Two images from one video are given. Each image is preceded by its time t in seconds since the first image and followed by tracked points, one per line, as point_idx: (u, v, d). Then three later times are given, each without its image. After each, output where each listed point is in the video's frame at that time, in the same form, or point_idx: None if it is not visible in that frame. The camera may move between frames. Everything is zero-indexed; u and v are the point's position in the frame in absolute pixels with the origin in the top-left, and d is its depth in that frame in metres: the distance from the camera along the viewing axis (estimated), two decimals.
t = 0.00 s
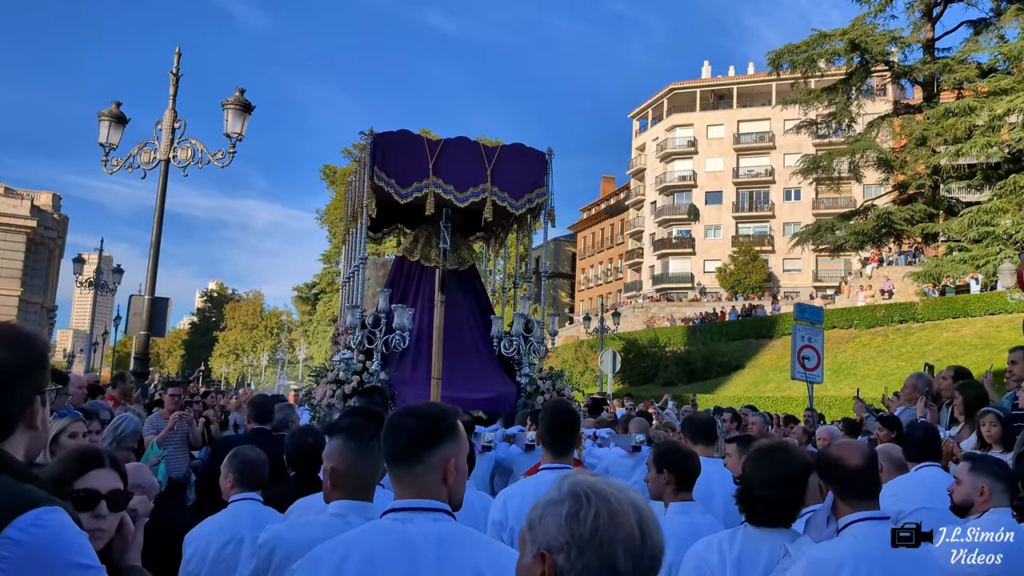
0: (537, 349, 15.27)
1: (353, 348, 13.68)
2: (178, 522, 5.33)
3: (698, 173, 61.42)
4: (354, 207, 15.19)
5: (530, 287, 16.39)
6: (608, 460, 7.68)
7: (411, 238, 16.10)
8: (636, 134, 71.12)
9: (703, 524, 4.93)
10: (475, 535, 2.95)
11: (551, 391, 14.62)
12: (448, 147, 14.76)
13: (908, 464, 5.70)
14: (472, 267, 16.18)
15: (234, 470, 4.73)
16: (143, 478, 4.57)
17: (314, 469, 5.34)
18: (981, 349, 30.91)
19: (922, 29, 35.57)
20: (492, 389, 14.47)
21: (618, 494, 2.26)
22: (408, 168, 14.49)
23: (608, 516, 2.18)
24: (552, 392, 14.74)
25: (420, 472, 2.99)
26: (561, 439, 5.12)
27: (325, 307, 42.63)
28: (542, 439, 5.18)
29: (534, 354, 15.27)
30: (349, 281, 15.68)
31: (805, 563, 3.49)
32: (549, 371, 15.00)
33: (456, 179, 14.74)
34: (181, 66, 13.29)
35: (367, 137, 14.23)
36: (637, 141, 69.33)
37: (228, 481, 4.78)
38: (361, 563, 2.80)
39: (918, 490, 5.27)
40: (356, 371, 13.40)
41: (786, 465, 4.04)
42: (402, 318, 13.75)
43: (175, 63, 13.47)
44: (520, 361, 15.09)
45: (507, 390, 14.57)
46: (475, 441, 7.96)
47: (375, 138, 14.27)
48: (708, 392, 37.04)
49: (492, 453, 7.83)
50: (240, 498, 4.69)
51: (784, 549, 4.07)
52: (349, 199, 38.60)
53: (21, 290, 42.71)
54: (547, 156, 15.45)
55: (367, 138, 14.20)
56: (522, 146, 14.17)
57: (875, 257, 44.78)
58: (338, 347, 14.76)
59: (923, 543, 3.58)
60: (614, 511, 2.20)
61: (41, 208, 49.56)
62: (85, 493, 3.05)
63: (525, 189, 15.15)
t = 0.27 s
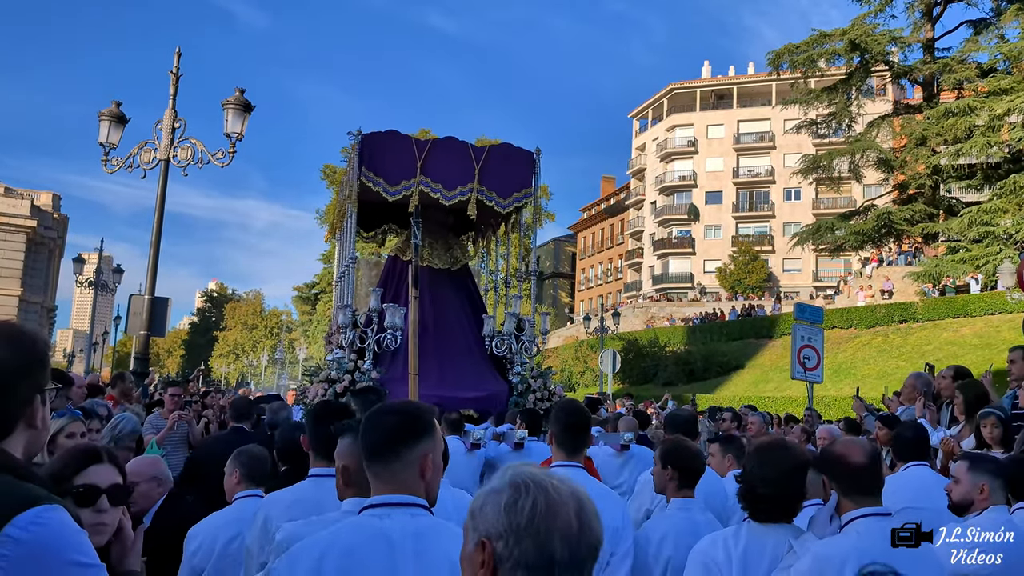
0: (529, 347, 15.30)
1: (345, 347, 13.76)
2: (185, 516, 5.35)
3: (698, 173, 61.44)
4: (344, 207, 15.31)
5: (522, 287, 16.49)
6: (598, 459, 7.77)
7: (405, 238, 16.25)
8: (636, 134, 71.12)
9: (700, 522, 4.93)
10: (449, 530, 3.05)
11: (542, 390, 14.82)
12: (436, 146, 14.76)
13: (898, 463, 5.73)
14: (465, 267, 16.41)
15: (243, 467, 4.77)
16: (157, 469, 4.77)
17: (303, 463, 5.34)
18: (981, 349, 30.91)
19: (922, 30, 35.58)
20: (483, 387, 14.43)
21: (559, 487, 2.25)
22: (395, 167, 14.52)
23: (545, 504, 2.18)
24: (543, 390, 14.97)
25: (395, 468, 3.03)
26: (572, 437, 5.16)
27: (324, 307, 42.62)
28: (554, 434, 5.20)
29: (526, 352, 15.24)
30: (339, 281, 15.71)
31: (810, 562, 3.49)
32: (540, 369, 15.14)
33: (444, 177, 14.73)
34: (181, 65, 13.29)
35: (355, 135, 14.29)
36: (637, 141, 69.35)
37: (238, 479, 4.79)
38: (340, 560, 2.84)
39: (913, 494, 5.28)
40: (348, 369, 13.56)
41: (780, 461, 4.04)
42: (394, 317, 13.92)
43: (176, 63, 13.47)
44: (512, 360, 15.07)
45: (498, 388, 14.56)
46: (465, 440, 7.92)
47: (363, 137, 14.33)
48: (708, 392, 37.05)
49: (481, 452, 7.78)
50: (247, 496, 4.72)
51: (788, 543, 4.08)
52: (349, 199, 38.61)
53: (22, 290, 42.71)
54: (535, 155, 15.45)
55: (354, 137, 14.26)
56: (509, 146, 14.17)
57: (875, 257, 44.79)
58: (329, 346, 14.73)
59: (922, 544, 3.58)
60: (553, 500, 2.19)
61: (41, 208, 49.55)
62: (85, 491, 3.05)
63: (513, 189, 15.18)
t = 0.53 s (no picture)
0: (525, 347, 15.32)
1: (342, 347, 13.81)
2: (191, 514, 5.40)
3: (698, 173, 61.44)
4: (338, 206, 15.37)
5: (519, 287, 16.43)
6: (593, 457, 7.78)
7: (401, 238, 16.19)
8: (636, 134, 71.12)
9: (701, 519, 4.93)
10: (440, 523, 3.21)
11: (539, 389, 14.82)
12: (431, 147, 14.71)
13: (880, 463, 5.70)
14: (462, 266, 16.29)
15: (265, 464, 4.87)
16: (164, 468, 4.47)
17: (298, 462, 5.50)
18: (981, 349, 30.91)
19: (922, 29, 35.57)
20: (480, 387, 14.46)
21: (521, 480, 2.29)
22: (388, 168, 14.55)
23: (505, 496, 2.21)
24: (539, 389, 14.93)
25: (387, 463, 3.18)
26: (574, 438, 5.13)
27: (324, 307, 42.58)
28: (555, 433, 5.16)
29: (522, 352, 15.31)
30: (336, 280, 15.75)
31: (803, 553, 3.42)
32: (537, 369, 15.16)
33: (437, 178, 14.72)
34: (181, 65, 13.29)
35: (349, 137, 14.36)
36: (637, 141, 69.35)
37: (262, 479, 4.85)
38: (337, 551, 3.04)
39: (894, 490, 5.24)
40: (345, 369, 13.63)
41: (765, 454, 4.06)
42: (391, 317, 14.09)
43: (176, 63, 13.48)
44: (509, 360, 15.09)
45: (496, 388, 14.60)
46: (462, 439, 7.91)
47: (356, 138, 14.39)
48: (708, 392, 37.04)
49: (478, 450, 7.81)
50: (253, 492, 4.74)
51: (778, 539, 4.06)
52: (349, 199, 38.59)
53: (22, 290, 42.71)
54: (528, 156, 15.43)
55: (348, 138, 14.34)
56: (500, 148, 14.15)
57: (875, 257, 44.78)
58: (327, 347, 14.79)
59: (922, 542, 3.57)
60: (514, 492, 2.23)
61: (41, 208, 49.54)
62: (83, 489, 3.05)
63: (506, 190, 15.22)
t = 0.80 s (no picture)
0: (527, 347, 15.32)
1: (345, 348, 13.75)
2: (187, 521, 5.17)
3: (698, 173, 61.45)
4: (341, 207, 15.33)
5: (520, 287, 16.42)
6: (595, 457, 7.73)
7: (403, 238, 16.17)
8: (636, 134, 71.13)
9: (697, 516, 4.91)
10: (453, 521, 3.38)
11: (540, 389, 14.90)
12: (434, 149, 14.74)
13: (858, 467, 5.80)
14: (464, 267, 16.25)
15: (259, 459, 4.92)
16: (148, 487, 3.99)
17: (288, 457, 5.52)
18: (981, 349, 30.91)
19: (922, 29, 35.58)
20: (483, 387, 14.44)
21: (508, 479, 2.29)
22: (392, 170, 14.55)
23: (489, 492, 2.22)
24: (541, 389, 15.02)
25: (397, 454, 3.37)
26: (556, 436, 5.03)
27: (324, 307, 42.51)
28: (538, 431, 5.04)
29: (524, 352, 15.31)
30: (339, 280, 15.73)
31: (776, 555, 3.67)
32: (539, 369, 15.25)
33: (440, 180, 14.73)
34: (180, 65, 13.29)
35: (354, 138, 14.36)
36: (637, 141, 69.35)
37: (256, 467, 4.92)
38: (360, 551, 3.17)
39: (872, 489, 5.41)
40: (348, 370, 13.56)
41: (739, 450, 4.19)
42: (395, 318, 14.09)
43: (175, 64, 13.49)
44: (510, 360, 15.14)
45: (497, 388, 14.59)
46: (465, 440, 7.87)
47: (361, 140, 14.39)
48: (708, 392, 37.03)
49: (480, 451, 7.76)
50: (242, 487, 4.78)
51: (751, 538, 4.19)
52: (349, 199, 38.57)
53: (21, 290, 42.71)
54: (531, 158, 15.46)
55: (353, 140, 14.34)
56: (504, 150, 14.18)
57: (875, 257, 44.78)
58: (329, 347, 14.76)
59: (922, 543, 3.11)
60: (498, 489, 2.23)
61: (41, 208, 49.54)
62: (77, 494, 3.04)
63: (509, 193, 15.22)
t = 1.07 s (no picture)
0: (533, 348, 15.34)
1: (353, 349, 13.77)
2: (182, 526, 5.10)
3: (698, 173, 61.45)
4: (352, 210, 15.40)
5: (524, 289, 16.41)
6: (604, 458, 7.71)
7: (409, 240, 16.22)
8: (636, 134, 71.12)
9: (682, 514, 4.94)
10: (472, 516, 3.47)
11: (547, 390, 14.92)
12: (442, 151, 14.77)
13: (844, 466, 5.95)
14: (469, 269, 16.30)
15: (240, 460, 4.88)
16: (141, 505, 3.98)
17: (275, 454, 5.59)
18: (981, 349, 30.93)
19: (922, 29, 35.58)
20: (490, 388, 14.37)
21: (523, 479, 2.29)
22: (401, 172, 14.57)
23: (505, 489, 2.22)
24: (548, 390, 15.05)
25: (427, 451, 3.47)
26: (532, 434, 5.24)
27: (324, 307, 42.51)
28: (512, 430, 5.25)
29: (530, 353, 15.32)
30: (347, 283, 15.79)
31: (741, 554, 3.76)
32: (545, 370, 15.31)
33: (449, 183, 14.76)
34: (181, 65, 13.30)
35: (362, 141, 14.39)
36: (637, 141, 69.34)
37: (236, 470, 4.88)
38: (385, 545, 3.22)
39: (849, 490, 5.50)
40: (356, 371, 13.57)
41: (709, 449, 4.19)
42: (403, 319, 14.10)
43: (175, 64, 13.49)
44: (517, 361, 15.13)
45: (504, 388, 14.50)
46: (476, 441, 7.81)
47: (370, 143, 14.44)
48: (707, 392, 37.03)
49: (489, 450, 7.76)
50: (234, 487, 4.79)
51: (723, 536, 4.20)
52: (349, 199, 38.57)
53: (21, 290, 42.68)
54: (538, 160, 15.39)
55: (361, 142, 14.37)
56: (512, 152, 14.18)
57: (875, 257, 44.77)
58: (337, 348, 14.82)
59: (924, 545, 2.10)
60: (512, 487, 2.23)
61: (41, 208, 49.51)
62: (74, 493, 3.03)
63: (517, 194, 15.17)
